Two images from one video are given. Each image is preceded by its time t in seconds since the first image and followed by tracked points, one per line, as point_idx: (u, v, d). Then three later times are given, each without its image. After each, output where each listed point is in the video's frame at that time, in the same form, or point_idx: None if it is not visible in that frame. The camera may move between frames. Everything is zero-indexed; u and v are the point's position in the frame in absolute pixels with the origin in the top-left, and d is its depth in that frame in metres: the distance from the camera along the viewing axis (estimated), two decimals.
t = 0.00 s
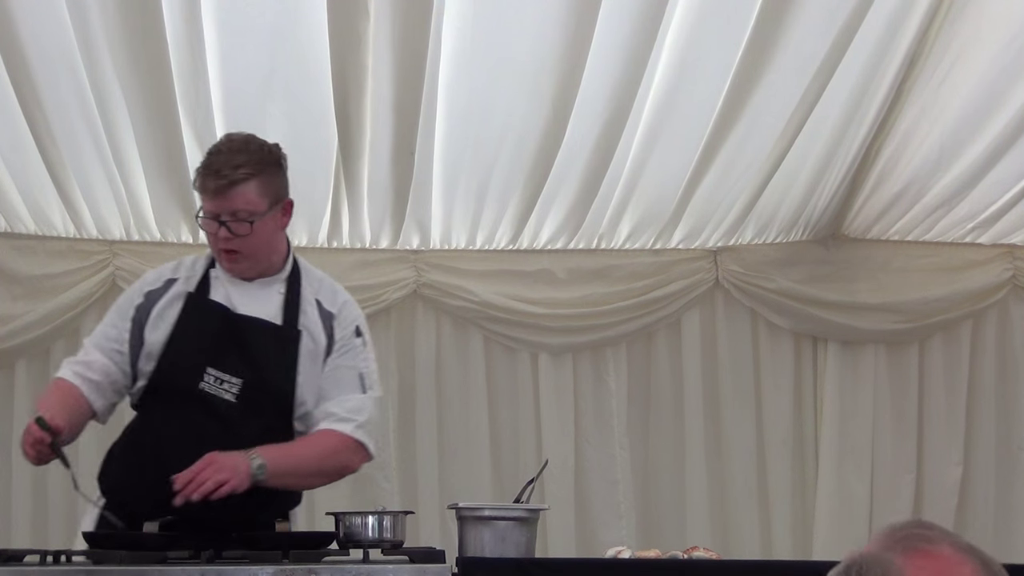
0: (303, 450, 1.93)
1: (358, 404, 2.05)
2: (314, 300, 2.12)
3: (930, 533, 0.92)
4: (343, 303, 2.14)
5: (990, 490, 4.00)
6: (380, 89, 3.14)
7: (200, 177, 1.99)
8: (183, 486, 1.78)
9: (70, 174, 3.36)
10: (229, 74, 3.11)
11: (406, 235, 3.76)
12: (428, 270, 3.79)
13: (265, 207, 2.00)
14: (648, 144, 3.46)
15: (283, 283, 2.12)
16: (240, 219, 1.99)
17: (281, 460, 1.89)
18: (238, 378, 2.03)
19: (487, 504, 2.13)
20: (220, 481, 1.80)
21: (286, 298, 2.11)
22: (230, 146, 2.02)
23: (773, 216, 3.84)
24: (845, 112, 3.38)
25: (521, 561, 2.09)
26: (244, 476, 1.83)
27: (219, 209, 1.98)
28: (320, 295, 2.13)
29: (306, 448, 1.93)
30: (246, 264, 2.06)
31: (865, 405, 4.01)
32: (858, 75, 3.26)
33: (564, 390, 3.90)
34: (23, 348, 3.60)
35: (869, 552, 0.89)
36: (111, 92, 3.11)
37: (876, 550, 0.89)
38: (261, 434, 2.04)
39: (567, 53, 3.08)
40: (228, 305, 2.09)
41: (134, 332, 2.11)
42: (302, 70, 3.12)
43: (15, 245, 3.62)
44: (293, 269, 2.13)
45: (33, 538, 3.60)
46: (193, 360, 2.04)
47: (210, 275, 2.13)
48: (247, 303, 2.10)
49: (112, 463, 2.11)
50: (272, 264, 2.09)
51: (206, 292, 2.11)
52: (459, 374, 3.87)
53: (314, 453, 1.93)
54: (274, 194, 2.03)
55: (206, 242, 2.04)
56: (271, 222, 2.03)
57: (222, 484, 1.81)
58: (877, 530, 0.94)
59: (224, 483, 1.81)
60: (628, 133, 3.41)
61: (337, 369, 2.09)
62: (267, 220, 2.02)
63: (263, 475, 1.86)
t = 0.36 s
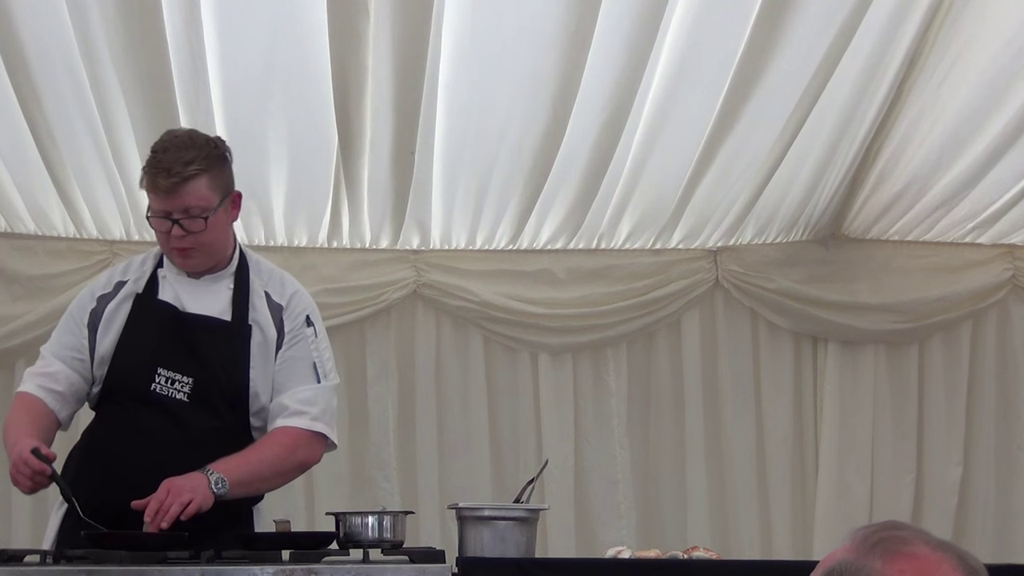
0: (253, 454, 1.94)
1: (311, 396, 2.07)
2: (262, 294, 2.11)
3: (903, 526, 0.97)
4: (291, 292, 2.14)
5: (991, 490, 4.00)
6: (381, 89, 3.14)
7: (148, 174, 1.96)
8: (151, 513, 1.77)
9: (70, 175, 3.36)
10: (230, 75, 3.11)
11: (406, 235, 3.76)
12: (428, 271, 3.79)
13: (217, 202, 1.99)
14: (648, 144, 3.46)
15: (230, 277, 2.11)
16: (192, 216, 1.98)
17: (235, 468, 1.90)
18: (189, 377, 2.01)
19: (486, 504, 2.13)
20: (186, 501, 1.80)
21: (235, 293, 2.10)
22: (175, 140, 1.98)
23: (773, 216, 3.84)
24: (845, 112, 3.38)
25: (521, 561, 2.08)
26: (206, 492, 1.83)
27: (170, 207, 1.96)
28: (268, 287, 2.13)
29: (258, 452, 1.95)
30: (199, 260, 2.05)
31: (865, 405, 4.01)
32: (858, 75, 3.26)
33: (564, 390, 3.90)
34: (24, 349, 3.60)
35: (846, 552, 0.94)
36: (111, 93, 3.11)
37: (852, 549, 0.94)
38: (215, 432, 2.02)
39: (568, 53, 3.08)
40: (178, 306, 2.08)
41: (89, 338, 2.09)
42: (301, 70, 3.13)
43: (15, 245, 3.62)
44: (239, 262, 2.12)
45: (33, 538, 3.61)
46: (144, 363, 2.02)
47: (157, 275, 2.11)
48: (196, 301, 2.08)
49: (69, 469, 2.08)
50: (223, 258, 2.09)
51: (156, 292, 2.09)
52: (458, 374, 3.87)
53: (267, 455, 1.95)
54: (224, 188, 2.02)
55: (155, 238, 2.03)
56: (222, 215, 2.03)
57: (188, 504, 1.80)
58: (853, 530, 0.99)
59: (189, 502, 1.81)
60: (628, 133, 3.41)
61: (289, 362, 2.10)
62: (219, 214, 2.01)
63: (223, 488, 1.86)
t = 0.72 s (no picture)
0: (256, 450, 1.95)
1: (310, 388, 2.07)
2: (256, 287, 2.10)
3: (901, 525, 0.96)
4: (284, 284, 2.13)
5: (991, 490, 4.00)
6: (381, 88, 3.14)
7: (163, 173, 1.92)
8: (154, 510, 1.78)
9: (70, 174, 3.36)
10: (230, 75, 3.11)
11: (406, 235, 3.76)
12: (428, 271, 3.79)
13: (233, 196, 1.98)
14: (648, 144, 3.46)
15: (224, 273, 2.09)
16: (212, 213, 1.95)
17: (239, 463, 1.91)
18: (187, 376, 2.01)
19: (486, 504, 2.13)
20: (190, 495, 1.81)
21: (228, 288, 2.08)
22: (186, 138, 1.95)
23: (772, 216, 3.84)
24: (845, 112, 3.38)
25: (521, 561, 2.08)
26: (211, 488, 1.84)
27: (190, 205, 1.93)
28: (260, 280, 2.11)
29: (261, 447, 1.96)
30: (209, 255, 2.03)
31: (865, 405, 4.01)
32: (858, 74, 3.26)
33: (564, 390, 3.90)
34: (24, 349, 3.60)
35: (843, 552, 0.94)
36: (111, 93, 3.11)
37: (849, 548, 0.94)
38: (215, 429, 2.02)
39: (568, 53, 3.08)
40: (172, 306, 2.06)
41: (82, 348, 2.09)
42: (301, 71, 3.12)
43: (15, 245, 3.62)
44: (232, 258, 2.10)
45: (33, 537, 3.61)
46: (141, 364, 2.00)
47: (148, 275, 2.09)
48: (189, 299, 2.07)
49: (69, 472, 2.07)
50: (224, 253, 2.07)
51: (148, 293, 2.07)
52: (459, 373, 3.87)
53: (271, 451, 1.97)
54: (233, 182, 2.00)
55: (165, 237, 1.99)
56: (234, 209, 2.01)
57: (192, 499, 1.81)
58: (851, 528, 0.99)
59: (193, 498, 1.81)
60: (628, 133, 3.41)
61: (286, 355, 2.09)
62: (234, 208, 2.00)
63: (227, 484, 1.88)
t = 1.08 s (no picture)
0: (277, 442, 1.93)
1: (325, 385, 2.03)
2: (280, 286, 2.10)
3: (904, 529, 0.92)
4: (307, 284, 2.12)
5: (991, 490, 4.00)
6: (381, 88, 3.14)
7: (250, 174, 1.98)
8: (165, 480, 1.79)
9: (70, 174, 3.36)
10: (230, 74, 3.11)
11: (406, 235, 3.77)
12: (428, 270, 3.79)
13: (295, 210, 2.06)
14: (648, 144, 3.46)
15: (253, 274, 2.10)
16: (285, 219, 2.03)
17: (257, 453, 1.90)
18: (210, 374, 2.01)
19: (486, 504, 2.13)
20: (201, 475, 1.80)
21: (254, 288, 2.08)
22: (266, 145, 2.03)
23: (772, 216, 3.84)
24: (845, 112, 3.38)
25: (521, 561, 2.08)
26: (223, 471, 1.83)
27: (272, 206, 1.99)
28: (285, 280, 2.11)
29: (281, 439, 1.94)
30: (257, 263, 2.07)
31: (865, 405, 4.01)
32: (858, 74, 3.26)
33: (564, 390, 3.90)
34: (24, 349, 3.60)
35: (845, 554, 0.89)
36: (111, 92, 3.11)
37: (850, 550, 0.89)
38: (238, 427, 2.03)
39: (568, 52, 3.08)
40: (200, 303, 2.05)
41: (105, 340, 2.08)
42: (302, 71, 3.13)
43: (15, 245, 3.62)
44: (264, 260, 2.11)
45: (33, 537, 3.61)
46: (164, 362, 2.01)
47: (178, 272, 2.09)
48: (217, 299, 2.07)
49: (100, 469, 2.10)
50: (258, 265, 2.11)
51: (174, 290, 2.06)
52: (459, 373, 3.88)
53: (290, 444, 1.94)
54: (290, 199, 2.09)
55: (230, 239, 2.01)
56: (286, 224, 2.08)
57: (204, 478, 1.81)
58: (852, 531, 0.95)
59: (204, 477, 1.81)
60: (628, 133, 3.41)
61: (305, 354, 2.07)
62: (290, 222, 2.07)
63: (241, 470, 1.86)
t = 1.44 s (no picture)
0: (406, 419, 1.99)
1: (435, 382, 2.09)
2: (374, 288, 2.13)
3: (920, 535, 0.88)
4: (398, 286, 2.15)
5: (990, 490, 4.00)
6: (381, 89, 3.14)
7: (342, 171, 2.02)
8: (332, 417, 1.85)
9: (70, 175, 3.36)
10: (230, 75, 3.11)
11: (406, 235, 3.77)
12: (428, 270, 3.79)
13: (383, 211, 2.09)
14: (648, 145, 3.46)
15: (344, 278, 2.11)
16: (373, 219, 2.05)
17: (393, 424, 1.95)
18: (306, 374, 2.01)
19: (487, 504, 2.13)
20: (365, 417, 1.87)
21: (347, 290, 2.10)
22: (355, 147, 2.08)
23: (773, 216, 3.84)
24: (845, 112, 3.38)
25: (521, 561, 2.07)
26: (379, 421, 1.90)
27: (363, 203, 2.02)
28: (378, 282, 2.14)
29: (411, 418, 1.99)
30: (347, 262, 2.07)
31: (864, 405, 4.01)
32: (858, 75, 3.26)
33: (565, 390, 3.90)
34: (23, 349, 3.60)
35: (854, 557, 0.87)
36: (111, 92, 3.11)
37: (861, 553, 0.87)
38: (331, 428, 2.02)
39: (567, 54, 3.09)
40: (294, 302, 2.06)
41: (203, 331, 2.04)
42: (302, 71, 3.13)
43: (15, 245, 3.62)
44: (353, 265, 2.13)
45: (33, 537, 3.61)
46: (259, 362, 2.00)
47: (272, 273, 2.09)
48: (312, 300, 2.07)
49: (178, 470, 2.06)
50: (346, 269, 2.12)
51: (267, 291, 2.07)
52: (459, 374, 3.88)
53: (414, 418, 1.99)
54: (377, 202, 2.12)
55: (321, 235, 2.02)
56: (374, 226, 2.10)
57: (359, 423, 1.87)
58: (871, 530, 0.92)
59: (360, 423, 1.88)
60: (628, 133, 3.41)
61: (404, 353, 2.11)
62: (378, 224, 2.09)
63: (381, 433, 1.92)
